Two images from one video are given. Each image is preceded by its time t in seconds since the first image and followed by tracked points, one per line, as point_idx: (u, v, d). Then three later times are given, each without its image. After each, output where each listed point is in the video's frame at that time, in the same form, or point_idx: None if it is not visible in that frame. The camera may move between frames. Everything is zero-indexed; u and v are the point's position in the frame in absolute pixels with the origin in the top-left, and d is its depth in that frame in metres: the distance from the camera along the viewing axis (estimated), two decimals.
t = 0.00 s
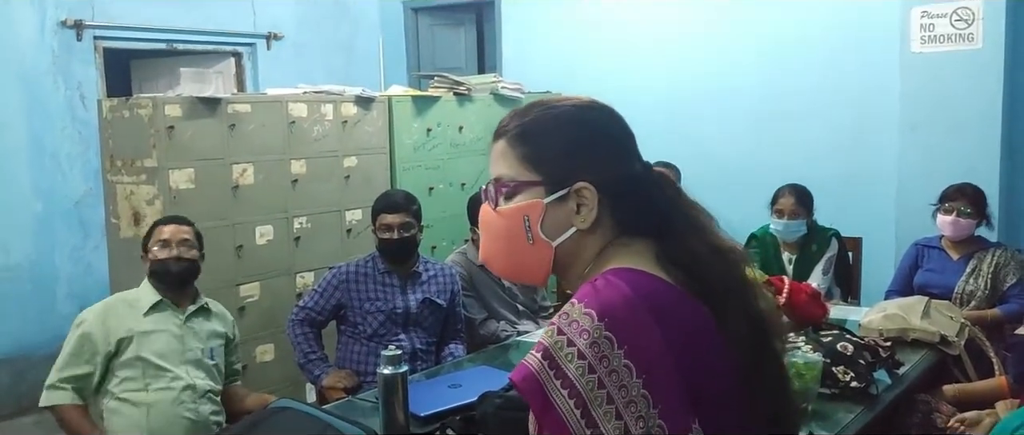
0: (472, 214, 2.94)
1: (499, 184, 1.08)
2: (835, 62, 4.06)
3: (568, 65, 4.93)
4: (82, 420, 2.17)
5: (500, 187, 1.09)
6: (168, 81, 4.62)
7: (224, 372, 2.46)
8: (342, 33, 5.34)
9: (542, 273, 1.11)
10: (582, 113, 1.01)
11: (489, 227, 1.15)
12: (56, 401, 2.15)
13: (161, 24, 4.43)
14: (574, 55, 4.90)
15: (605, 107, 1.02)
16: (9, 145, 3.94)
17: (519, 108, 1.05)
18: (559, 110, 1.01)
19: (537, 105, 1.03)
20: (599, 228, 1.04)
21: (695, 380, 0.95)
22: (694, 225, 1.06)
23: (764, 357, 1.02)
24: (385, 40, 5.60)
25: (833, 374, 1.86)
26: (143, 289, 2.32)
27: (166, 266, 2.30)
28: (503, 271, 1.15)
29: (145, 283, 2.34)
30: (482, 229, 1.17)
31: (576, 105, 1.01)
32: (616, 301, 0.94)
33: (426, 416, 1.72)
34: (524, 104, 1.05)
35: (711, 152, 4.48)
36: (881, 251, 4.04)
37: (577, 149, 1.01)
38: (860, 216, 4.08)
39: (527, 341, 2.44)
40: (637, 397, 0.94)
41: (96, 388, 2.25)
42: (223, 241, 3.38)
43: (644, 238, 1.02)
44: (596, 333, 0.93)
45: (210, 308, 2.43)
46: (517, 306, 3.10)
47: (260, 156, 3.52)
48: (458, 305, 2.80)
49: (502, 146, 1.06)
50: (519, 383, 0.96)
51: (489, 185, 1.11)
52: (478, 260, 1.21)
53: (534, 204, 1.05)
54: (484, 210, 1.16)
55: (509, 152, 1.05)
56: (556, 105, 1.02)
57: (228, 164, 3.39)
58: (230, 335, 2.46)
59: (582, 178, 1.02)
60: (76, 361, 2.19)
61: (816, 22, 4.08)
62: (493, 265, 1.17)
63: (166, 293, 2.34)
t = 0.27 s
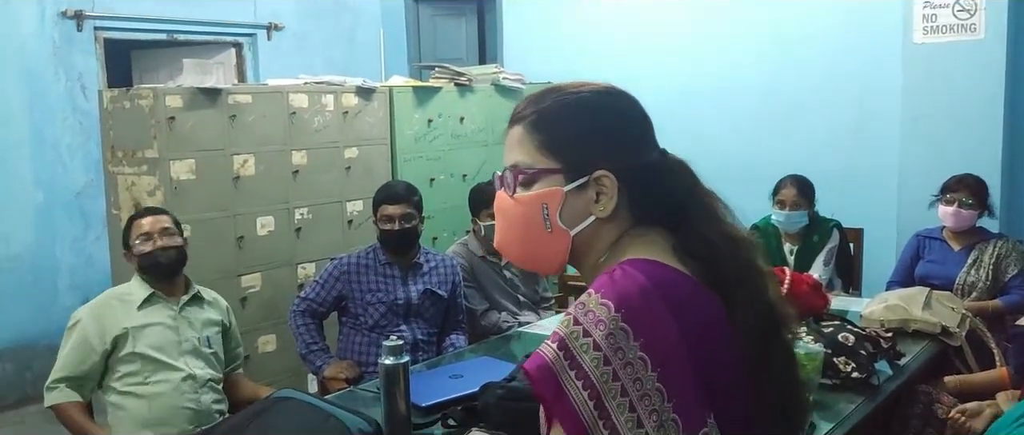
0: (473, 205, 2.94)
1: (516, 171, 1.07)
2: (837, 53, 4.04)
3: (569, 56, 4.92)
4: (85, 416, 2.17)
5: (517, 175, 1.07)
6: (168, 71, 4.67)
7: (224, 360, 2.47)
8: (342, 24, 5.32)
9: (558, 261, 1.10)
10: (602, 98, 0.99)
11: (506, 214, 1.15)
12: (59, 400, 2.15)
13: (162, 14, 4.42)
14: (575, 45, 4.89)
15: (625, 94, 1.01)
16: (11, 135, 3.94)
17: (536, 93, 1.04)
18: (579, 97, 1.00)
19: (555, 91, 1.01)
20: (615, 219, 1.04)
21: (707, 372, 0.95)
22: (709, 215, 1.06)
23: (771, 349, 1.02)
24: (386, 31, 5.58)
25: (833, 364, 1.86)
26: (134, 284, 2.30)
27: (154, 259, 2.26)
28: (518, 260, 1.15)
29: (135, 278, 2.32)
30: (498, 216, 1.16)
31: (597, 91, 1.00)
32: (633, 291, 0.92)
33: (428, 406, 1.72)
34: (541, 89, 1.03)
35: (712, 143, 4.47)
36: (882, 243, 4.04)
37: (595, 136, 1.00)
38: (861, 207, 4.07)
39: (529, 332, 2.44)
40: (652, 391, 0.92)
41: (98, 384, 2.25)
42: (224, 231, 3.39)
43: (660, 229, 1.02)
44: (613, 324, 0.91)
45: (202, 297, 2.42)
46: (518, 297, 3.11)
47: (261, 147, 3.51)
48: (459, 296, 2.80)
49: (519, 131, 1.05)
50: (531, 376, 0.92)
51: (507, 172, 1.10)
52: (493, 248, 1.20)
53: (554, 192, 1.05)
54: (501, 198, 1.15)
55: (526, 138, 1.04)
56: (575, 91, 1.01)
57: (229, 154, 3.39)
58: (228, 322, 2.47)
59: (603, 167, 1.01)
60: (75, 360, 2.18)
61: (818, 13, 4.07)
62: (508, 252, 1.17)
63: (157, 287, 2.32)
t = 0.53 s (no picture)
0: (472, 208, 2.93)
1: (543, 170, 1.05)
2: (837, 57, 4.05)
3: (570, 59, 4.92)
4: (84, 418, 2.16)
5: (545, 174, 1.06)
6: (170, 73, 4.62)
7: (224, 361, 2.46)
8: (342, 26, 5.33)
9: (583, 263, 1.10)
10: (635, 97, 0.98)
11: (531, 213, 1.15)
12: (58, 403, 2.14)
13: (163, 15, 4.42)
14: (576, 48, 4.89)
15: (658, 93, 1.00)
16: (11, 135, 3.94)
17: (564, 89, 1.02)
18: (610, 95, 0.98)
19: (585, 88, 1.00)
20: (645, 221, 1.02)
21: (729, 384, 0.94)
22: (732, 220, 1.05)
23: (791, 359, 1.01)
24: (386, 33, 5.58)
25: (833, 369, 1.87)
26: (131, 287, 2.30)
27: (149, 260, 2.26)
28: (545, 258, 1.16)
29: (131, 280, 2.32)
30: (524, 215, 1.17)
31: (629, 89, 0.99)
32: (658, 301, 0.91)
33: (426, 409, 1.72)
34: (571, 85, 1.02)
35: (711, 147, 4.48)
36: (881, 247, 4.04)
37: (625, 137, 0.99)
38: (861, 212, 4.08)
39: (529, 335, 2.44)
40: (677, 404, 0.91)
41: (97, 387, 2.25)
42: (224, 233, 3.39)
43: (686, 235, 1.01)
44: (638, 335, 0.90)
45: (200, 298, 2.42)
46: (518, 300, 3.11)
47: (261, 148, 3.51)
48: (458, 298, 2.80)
49: (546, 128, 1.03)
50: (555, 385, 0.92)
51: (533, 171, 1.09)
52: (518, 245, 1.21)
53: (583, 193, 1.04)
54: (526, 197, 1.15)
55: (554, 136, 1.02)
56: (607, 89, 0.99)
57: (229, 156, 3.39)
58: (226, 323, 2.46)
59: (633, 169, 1.00)
60: (74, 362, 2.18)
61: (818, 17, 4.07)
62: (535, 250, 1.18)
63: (154, 289, 2.33)
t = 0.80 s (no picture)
0: (469, 211, 2.93)
1: (561, 171, 1.07)
2: (833, 60, 4.05)
3: (566, 63, 4.93)
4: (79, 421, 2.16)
5: (562, 174, 1.08)
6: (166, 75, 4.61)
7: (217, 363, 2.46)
8: (339, 28, 5.33)
9: (598, 264, 1.12)
10: (655, 99, 1.00)
11: (548, 211, 1.16)
12: (53, 406, 2.13)
13: (158, 17, 4.41)
14: (572, 51, 4.90)
15: (678, 95, 1.01)
16: (6, 138, 3.94)
17: (584, 89, 1.04)
18: (630, 98, 1.00)
19: (605, 89, 1.02)
20: (661, 225, 1.05)
21: (744, 393, 0.95)
22: (748, 225, 1.07)
23: (806, 368, 1.02)
24: (383, 34, 5.57)
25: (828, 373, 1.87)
26: (125, 291, 2.29)
27: (142, 263, 2.25)
28: (556, 257, 1.19)
29: (126, 283, 2.31)
30: (540, 212, 1.18)
31: (649, 91, 1.01)
32: (674, 310, 0.93)
33: (422, 412, 1.73)
34: (591, 85, 1.03)
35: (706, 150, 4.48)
36: (877, 251, 4.05)
37: (645, 139, 1.01)
38: (856, 215, 4.08)
39: (525, 338, 2.44)
40: (689, 417, 0.93)
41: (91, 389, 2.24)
42: (219, 235, 3.38)
43: (701, 240, 1.03)
44: (651, 346, 0.93)
45: (193, 300, 2.41)
46: (514, 303, 3.11)
47: (257, 151, 3.51)
48: (453, 301, 2.80)
49: (564, 128, 1.05)
50: (567, 391, 0.95)
51: (550, 169, 1.10)
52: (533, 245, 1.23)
53: (600, 196, 1.06)
54: (542, 196, 1.17)
55: (572, 136, 1.04)
56: (627, 90, 1.01)
57: (225, 158, 3.39)
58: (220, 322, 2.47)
59: (653, 173, 1.02)
60: (68, 366, 2.17)
61: (814, 21, 4.08)
62: (550, 250, 1.20)
63: (148, 291, 2.31)
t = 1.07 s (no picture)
0: (464, 213, 2.93)
1: (577, 174, 1.03)
2: (827, 60, 4.06)
3: (562, 64, 4.93)
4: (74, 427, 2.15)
5: (577, 178, 1.04)
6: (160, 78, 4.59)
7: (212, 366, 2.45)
8: (333, 30, 5.32)
9: (619, 267, 1.07)
10: (669, 97, 0.96)
11: (562, 216, 1.11)
12: (47, 413, 2.13)
13: (152, 21, 4.41)
14: (567, 52, 4.90)
15: (691, 92, 0.98)
16: None
17: (593, 90, 0.99)
18: (644, 97, 0.96)
19: (617, 88, 0.97)
20: (679, 225, 1.01)
21: (759, 396, 0.94)
22: (763, 225, 1.05)
23: (819, 369, 1.01)
24: (377, 37, 5.57)
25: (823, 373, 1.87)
26: (119, 297, 2.28)
27: (135, 268, 2.24)
28: (572, 262, 1.13)
29: (118, 289, 2.30)
30: (554, 218, 1.13)
31: (662, 89, 0.97)
32: (692, 314, 0.90)
33: (418, 415, 1.72)
34: (602, 85, 0.99)
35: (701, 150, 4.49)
36: (872, 250, 4.05)
37: (661, 139, 0.97)
38: (851, 215, 4.09)
39: (521, 340, 2.43)
40: (708, 422, 0.90)
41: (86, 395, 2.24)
42: (215, 239, 3.38)
43: (717, 240, 1.00)
44: (671, 350, 0.89)
45: (188, 304, 2.41)
46: (509, 305, 3.11)
47: (252, 154, 3.50)
48: (449, 303, 2.79)
49: (577, 130, 1.00)
50: (585, 396, 0.90)
51: (563, 173, 1.06)
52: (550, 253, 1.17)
53: (620, 197, 1.01)
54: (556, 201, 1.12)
55: (587, 139, 1.00)
56: (639, 88, 0.97)
57: (219, 162, 3.38)
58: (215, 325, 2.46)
59: (672, 173, 0.99)
60: (63, 371, 2.16)
61: (808, 20, 4.08)
62: (564, 257, 1.14)
63: (142, 296, 2.31)
